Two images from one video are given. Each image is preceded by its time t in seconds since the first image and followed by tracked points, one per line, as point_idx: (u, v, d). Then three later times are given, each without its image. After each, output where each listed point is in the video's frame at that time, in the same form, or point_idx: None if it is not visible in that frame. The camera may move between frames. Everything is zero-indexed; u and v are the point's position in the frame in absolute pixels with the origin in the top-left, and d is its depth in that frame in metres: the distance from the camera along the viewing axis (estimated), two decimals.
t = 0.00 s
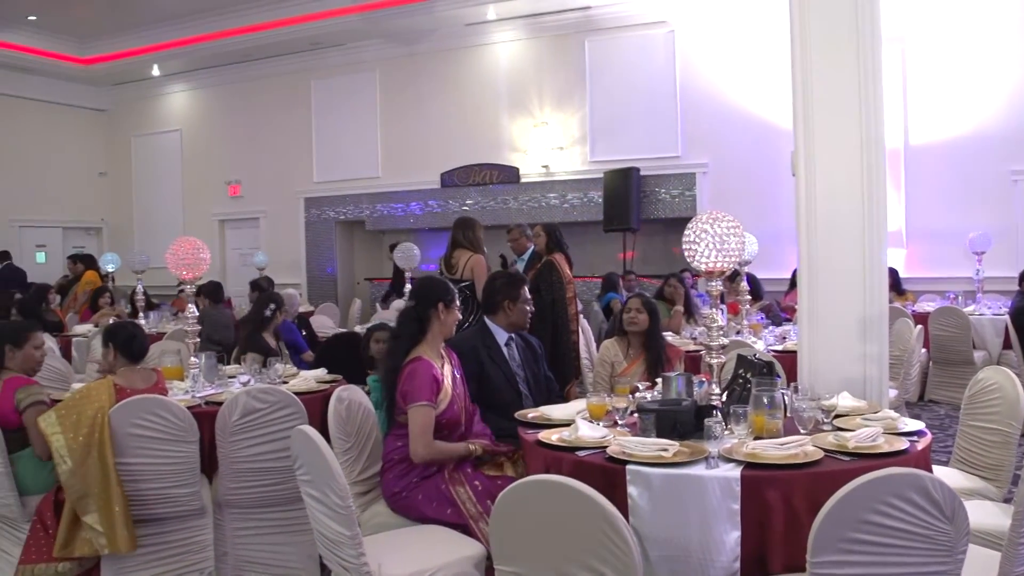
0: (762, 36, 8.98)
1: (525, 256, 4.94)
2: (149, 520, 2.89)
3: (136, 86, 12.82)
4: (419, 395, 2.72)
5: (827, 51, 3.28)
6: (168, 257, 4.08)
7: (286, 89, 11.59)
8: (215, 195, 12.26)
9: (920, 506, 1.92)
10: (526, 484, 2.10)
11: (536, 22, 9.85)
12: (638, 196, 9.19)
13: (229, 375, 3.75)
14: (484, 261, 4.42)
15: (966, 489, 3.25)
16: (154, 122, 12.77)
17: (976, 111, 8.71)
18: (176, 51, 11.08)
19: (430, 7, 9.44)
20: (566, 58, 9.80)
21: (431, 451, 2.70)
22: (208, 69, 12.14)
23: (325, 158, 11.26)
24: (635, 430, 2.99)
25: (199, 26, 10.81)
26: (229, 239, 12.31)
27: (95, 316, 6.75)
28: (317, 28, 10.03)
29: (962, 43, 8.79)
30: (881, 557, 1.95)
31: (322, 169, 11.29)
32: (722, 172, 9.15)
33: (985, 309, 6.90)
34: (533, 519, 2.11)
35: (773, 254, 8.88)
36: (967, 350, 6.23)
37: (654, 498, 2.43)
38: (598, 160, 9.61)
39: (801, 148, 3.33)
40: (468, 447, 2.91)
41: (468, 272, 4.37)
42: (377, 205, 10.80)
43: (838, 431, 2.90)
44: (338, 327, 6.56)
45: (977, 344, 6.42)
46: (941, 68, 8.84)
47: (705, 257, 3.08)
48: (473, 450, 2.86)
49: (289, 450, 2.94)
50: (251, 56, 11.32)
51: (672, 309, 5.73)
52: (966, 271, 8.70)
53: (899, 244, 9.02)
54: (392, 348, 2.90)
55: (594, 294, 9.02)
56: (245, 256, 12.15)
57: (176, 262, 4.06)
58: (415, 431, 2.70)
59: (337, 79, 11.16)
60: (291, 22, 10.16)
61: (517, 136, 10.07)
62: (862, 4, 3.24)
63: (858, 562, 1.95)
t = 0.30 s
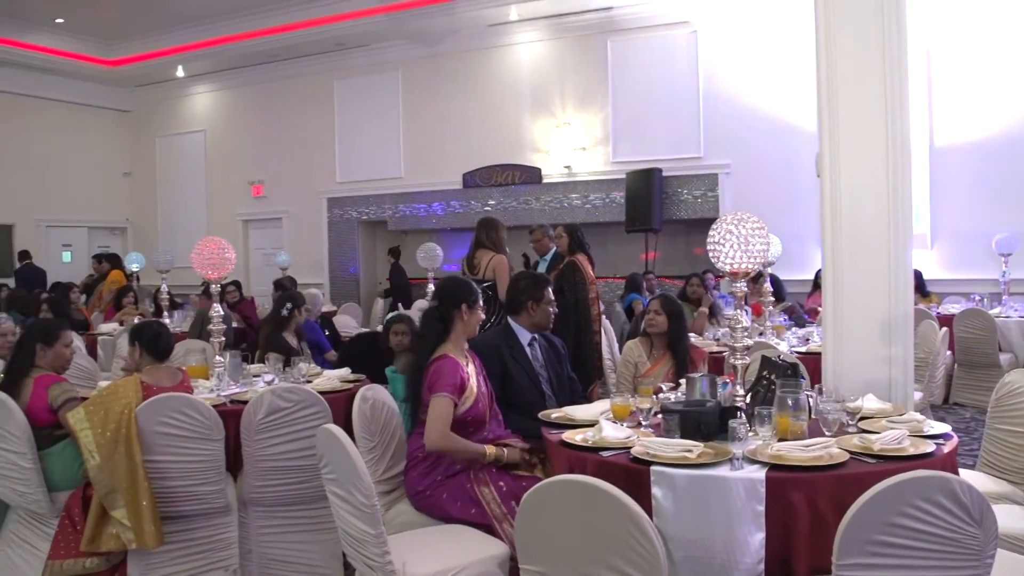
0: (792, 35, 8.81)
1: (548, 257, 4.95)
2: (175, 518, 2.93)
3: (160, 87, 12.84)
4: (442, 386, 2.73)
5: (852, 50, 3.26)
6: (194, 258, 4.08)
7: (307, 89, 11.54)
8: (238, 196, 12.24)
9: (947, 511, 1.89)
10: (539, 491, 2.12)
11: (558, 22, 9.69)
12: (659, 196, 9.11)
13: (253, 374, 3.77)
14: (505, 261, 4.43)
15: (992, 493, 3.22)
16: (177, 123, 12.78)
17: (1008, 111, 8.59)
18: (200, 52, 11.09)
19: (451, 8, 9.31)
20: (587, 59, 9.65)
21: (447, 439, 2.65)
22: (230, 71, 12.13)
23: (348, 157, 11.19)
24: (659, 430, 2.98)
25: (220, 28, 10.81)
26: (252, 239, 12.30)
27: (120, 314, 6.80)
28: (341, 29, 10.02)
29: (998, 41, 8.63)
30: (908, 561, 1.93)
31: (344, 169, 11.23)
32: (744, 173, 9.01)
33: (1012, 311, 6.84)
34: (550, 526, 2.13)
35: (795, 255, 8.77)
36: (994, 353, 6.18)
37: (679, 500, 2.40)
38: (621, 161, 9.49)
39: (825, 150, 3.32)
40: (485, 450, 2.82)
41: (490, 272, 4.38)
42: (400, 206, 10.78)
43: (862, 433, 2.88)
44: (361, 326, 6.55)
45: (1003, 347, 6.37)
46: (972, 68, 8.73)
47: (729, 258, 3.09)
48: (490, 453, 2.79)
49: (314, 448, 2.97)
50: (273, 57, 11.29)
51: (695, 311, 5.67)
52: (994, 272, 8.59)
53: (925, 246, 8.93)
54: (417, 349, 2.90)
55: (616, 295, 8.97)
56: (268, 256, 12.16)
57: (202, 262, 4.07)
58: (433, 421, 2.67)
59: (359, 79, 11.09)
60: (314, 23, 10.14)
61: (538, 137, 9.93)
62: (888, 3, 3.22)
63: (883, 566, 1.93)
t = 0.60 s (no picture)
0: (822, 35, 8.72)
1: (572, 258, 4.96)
2: (203, 515, 2.97)
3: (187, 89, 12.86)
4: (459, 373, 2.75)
5: (880, 51, 3.23)
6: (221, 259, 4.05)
7: (330, 90, 11.53)
8: (263, 196, 12.24)
9: (978, 515, 1.86)
10: (565, 494, 2.12)
11: (581, 23, 9.62)
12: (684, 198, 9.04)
13: (279, 372, 3.79)
14: (530, 262, 4.44)
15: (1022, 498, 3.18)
16: (201, 124, 12.81)
17: None
18: (227, 53, 11.13)
19: (475, 9, 9.26)
20: (609, 61, 9.60)
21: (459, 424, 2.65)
22: (254, 72, 12.14)
23: (373, 158, 11.17)
24: (684, 432, 2.96)
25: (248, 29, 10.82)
26: (276, 239, 12.30)
27: (147, 313, 6.85)
28: (366, 30, 10.03)
29: None
30: (938, 565, 1.90)
31: (368, 170, 11.22)
32: (769, 174, 8.93)
33: None
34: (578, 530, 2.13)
35: (820, 256, 8.69)
36: None
37: (705, 502, 2.35)
38: (644, 161, 9.41)
39: (852, 151, 3.30)
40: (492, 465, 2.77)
41: (514, 272, 4.39)
42: (424, 206, 10.78)
43: (890, 436, 2.83)
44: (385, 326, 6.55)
45: None
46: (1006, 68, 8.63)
47: (756, 259, 3.09)
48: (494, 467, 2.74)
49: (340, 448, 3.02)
50: (299, 57, 11.28)
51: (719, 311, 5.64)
52: None
53: (952, 248, 8.86)
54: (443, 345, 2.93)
55: (639, 297, 8.94)
56: (292, 256, 12.16)
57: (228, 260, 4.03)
58: (449, 404, 2.69)
59: (385, 81, 11.08)
60: (339, 24, 10.13)
61: (562, 138, 9.86)
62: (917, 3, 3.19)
63: (911, 570, 1.90)
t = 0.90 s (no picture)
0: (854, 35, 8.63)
1: (597, 258, 4.97)
2: (233, 512, 3.01)
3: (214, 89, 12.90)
4: (483, 379, 2.75)
5: (911, 50, 3.20)
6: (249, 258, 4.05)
7: (356, 91, 11.55)
8: (289, 196, 12.28)
9: (1011, 519, 1.82)
10: (589, 495, 2.13)
11: (606, 24, 9.59)
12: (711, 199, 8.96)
13: (307, 372, 3.80)
14: (557, 262, 4.44)
15: None
16: (229, 126, 12.87)
17: None
18: (256, 54, 11.16)
19: (501, 10, 9.24)
20: (634, 62, 9.56)
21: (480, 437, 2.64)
22: (282, 73, 12.17)
23: (400, 158, 11.18)
24: (713, 433, 2.95)
25: (278, 30, 10.82)
26: (303, 239, 12.34)
27: (176, 312, 6.91)
28: (392, 32, 10.01)
29: None
30: (968, 567, 1.87)
31: (394, 170, 11.24)
32: (796, 176, 8.86)
33: None
34: (603, 531, 2.13)
35: (847, 258, 8.60)
36: None
37: (733, 505, 2.31)
38: (670, 162, 9.36)
39: (882, 152, 3.28)
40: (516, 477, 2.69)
41: (541, 272, 4.40)
42: (449, 207, 10.78)
43: (920, 439, 2.79)
44: (410, 326, 6.56)
45: None
46: None
47: (784, 262, 3.08)
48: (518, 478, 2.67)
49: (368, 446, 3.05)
50: (327, 58, 11.29)
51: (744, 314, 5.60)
52: None
53: (982, 250, 8.78)
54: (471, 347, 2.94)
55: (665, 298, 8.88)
56: (318, 256, 12.19)
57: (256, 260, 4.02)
58: (472, 414, 2.70)
59: (411, 82, 11.08)
60: (367, 25, 10.14)
61: (587, 139, 9.82)
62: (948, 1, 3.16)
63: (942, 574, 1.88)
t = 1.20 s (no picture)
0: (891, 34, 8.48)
1: (626, 258, 4.97)
2: (263, 510, 3.04)
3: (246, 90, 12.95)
4: (503, 383, 2.73)
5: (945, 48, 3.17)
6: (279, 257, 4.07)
7: (383, 92, 11.57)
8: (318, 196, 12.33)
9: None
10: (619, 494, 2.12)
11: (634, 23, 9.53)
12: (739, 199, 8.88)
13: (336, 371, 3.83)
14: (587, 263, 4.43)
15: None
16: (259, 126, 12.92)
17: None
18: (285, 55, 11.18)
19: (529, 10, 9.20)
20: (662, 63, 9.49)
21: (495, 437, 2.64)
22: (311, 73, 12.19)
23: (429, 158, 11.19)
24: (742, 435, 2.94)
25: (306, 31, 10.85)
26: (331, 239, 12.38)
27: (206, 310, 6.97)
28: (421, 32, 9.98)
29: None
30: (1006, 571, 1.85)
31: (422, 171, 11.24)
32: (826, 176, 8.75)
33: None
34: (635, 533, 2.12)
35: (877, 260, 8.49)
36: None
37: (764, 507, 2.28)
38: (697, 162, 9.29)
39: (916, 152, 3.24)
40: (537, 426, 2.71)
41: (570, 273, 4.39)
42: (476, 207, 10.77)
43: (953, 443, 2.75)
44: (438, 326, 6.58)
45: None
46: None
47: (814, 263, 3.06)
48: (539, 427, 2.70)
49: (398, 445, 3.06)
50: (354, 59, 11.31)
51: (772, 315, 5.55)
52: None
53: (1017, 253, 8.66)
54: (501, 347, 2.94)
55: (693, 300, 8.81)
56: (346, 255, 12.22)
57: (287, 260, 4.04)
58: (489, 415, 2.70)
59: (440, 82, 11.06)
60: (396, 25, 10.15)
61: (615, 139, 9.77)
62: None
63: None
